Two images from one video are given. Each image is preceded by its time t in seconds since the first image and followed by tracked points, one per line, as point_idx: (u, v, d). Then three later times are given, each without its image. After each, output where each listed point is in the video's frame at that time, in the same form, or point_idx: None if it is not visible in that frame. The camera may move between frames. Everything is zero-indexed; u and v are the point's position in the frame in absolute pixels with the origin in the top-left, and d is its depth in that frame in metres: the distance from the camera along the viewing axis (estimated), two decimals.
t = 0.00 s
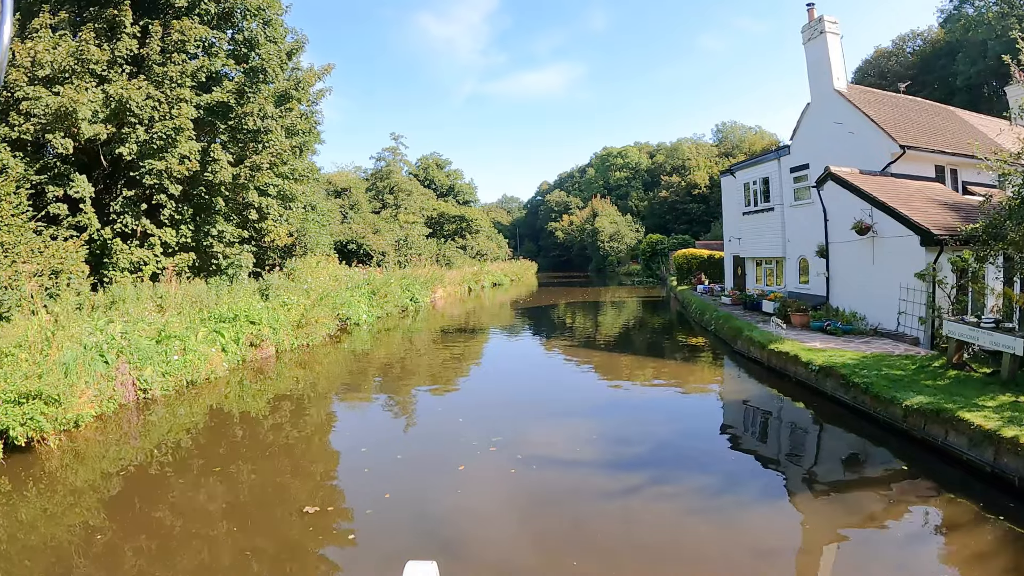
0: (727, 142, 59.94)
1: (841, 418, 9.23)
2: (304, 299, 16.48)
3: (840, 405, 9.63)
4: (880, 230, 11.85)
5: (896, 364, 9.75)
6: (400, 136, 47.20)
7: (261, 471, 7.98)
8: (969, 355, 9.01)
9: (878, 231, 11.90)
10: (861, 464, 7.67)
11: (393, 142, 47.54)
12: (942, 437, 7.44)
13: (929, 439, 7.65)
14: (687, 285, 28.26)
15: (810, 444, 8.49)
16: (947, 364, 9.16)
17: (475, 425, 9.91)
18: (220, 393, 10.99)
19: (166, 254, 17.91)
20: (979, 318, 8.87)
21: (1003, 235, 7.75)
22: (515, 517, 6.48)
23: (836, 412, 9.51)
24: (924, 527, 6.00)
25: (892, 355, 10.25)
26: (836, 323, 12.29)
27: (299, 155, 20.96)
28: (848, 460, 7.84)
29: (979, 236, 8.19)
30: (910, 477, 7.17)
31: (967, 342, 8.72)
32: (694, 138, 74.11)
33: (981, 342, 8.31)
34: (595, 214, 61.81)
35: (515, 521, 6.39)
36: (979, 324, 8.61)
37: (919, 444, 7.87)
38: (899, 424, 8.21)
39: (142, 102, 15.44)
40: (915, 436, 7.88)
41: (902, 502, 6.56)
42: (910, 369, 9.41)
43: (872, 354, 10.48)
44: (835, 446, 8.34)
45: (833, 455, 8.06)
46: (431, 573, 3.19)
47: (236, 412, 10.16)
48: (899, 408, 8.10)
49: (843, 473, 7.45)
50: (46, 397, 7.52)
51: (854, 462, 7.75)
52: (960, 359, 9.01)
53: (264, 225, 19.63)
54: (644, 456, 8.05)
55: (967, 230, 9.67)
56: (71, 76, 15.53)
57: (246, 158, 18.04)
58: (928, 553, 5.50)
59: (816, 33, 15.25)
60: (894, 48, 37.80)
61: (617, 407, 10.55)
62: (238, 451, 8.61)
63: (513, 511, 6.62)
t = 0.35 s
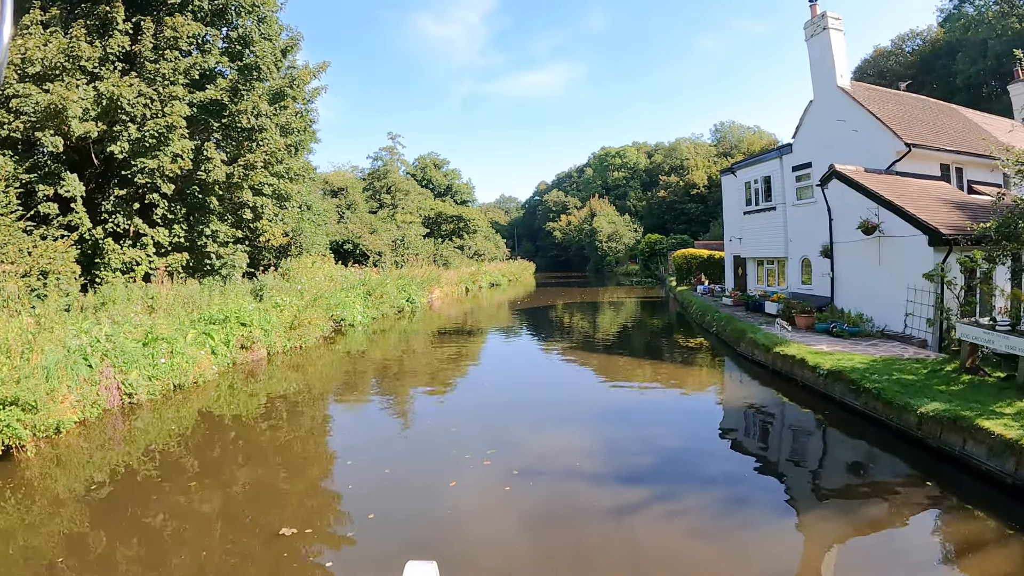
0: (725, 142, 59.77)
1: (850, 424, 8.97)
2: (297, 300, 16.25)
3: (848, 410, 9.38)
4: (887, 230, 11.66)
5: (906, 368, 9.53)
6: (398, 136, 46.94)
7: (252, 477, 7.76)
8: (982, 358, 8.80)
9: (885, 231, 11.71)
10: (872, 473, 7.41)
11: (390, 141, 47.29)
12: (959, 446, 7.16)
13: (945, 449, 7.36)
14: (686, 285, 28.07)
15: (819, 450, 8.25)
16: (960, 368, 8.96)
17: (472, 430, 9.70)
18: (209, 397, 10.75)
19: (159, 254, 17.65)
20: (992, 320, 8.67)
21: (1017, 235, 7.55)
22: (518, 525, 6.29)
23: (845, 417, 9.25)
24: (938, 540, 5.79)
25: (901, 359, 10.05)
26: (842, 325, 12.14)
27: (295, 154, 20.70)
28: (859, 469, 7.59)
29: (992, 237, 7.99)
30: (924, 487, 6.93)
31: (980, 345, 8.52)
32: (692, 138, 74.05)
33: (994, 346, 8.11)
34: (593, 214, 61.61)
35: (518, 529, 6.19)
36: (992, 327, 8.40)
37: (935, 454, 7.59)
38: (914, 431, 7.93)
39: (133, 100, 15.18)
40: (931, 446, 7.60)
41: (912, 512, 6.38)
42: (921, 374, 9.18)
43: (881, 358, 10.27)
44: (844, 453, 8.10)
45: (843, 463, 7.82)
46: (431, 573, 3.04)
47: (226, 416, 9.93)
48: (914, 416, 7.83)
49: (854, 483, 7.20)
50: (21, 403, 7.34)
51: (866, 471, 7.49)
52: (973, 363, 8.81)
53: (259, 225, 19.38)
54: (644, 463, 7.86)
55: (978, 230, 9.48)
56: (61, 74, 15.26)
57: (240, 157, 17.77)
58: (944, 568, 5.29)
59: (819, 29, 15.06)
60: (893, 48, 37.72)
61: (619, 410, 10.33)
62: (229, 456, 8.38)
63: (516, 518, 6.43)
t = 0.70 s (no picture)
0: (724, 142, 59.61)
1: (861, 431, 8.69)
2: (290, 301, 15.99)
3: (860, 417, 9.10)
4: (895, 229, 11.46)
5: (918, 373, 9.29)
6: (395, 135, 46.71)
7: (243, 482, 7.53)
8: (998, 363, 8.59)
9: (892, 229, 11.52)
10: (887, 483, 7.13)
11: (387, 140, 47.06)
12: (980, 457, 6.86)
13: (964, 459, 7.06)
14: (685, 286, 27.85)
15: (829, 457, 8.00)
16: (975, 373, 8.75)
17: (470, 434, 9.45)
18: (196, 401, 10.50)
19: (151, 254, 17.37)
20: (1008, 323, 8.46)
21: None
22: (520, 533, 6.08)
23: (856, 424, 8.97)
24: (955, 554, 5.54)
25: (912, 363, 9.82)
26: (850, 327, 11.93)
27: (290, 152, 20.42)
28: (872, 478, 7.31)
29: (1006, 236, 7.79)
30: (940, 498, 6.66)
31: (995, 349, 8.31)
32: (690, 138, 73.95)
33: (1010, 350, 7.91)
34: (591, 214, 61.42)
35: (521, 537, 5.97)
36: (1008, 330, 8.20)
37: (952, 465, 7.29)
38: (931, 440, 7.63)
39: (124, 97, 14.90)
40: (949, 456, 7.30)
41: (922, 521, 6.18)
42: (934, 378, 8.95)
43: (892, 362, 10.03)
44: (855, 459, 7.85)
45: (854, 471, 7.56)
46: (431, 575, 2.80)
47: (214, 420, 9.66)
48: (931, 424, 7.54)
49: (868, 492, 6.93)
50: None
51: (880, 480, 7.21)
52: (989, 368, 8.59)
53: (253, 224, 19.14)
54: (645, 468, 7.64)
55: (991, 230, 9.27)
56: (51, 70, 14.99)
57: (232, 155, 17.49)
58: None
59: (823, 24, 14.88)
60: (893, 48, 37.59)
61: (621, 413, 10.10)
62: (218, 461, 8.14)
63: (518, 526, 6.21)
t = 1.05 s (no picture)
0: (722, 142, 59.50)
1: (872, 438, 8.43)
2: (283, 303, 15.76)
3: (870, 423, 8.85)
4: (901, 229, 11.28)
5: (931, 378, 9.07)
6: (392, 135, 46.53)
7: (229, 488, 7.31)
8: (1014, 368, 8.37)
9: (900, 229, 11.32)
10: (901, 492, 6.87)
11: (384, 140, 46.85)
12: (1002, 468, 6.56)
13: (986, 471, 6.76)
14: (684, 286, 27.64)
15: (837, 464, 7.77)
16: (990, 379, 8.54)
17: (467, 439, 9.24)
18: (184, 405, 10.28)
19: (143, 253, 17.12)
20: None
21: None
22: (519, 541, 5.86)
23: (867, 431, 8.71)
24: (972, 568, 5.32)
25: (924, 367, 9.59)
26: (856, 330, 11.74)
27: (285, 151, 20.16)
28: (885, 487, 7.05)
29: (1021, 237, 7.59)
30: (957, 509, 6.41)
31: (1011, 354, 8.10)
32: (689, 138, 73.85)
33: None
34: (588, 214, 61.23)
35: (520, 547, 5.75)
36: None
37: (970, 476, 6.99)
38: (947, 450, 7.36)
39: (115, 94, 14.64)
40: (968, 467, 7.00)
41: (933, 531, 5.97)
42: (948, 383, 8.72)
43: (903, 367, 9.80)
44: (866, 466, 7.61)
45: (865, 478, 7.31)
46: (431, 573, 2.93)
47: (201, 424, 9.45)
48: (950, 432, 7.25)
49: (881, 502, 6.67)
50: None
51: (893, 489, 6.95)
52: (1005, 373, 8.37)
53: (248, 224, 18.91)
54: (643, 476, 7.42)
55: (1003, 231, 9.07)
56: (42, 67, 14.73)
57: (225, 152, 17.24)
58: None
59: (825, 21, 14.71)
60: (892, 48, 37.49)
61: (623, 416, 9.90)
62: (206, 465, 7.93)
63: (517, 534, 5.99)
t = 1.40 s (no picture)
0: (721, 142, 59.35)
1: (887, 448, 8.13)
2: (275, 305, 15.50)
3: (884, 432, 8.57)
4: (910, 229, 11.08)
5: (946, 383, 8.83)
6: (389, 134, 46.33)
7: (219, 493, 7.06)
8: None
9: (908, 228, 11.13)
10: (915, 503, 6.64)
11: (382, 139, 46.64)
12: None
13: (1011, 484, 6.44)
14: (684, 287, 27.42)
15: (846, 472, 7.56)
16: (1007, 385, 8.30)
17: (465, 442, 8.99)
18: (171, 408, 10.06)
19: (136, 253, 16.84)
20: None
21: None
22: (520, 553, 5.59)
23: (880, 440, 8.44)
24: None
25: (937, 373, 9.36)
26: (864, 332, 11.56)
27: (280, 150, 19.88)
28: (898, 497, 6.83)
29: None
30: (979, 525, 6.12)
31: None
32: (688, 138, 73.63)
33: None
34: (586, 214, 61.02)
35: (521, 556, 5.52)
36: None
37: (994, 489, 6.67)
38: (967, 461, 7.07)
39: (105, 90, 14.39)
40: (992, 480, 6.68)
41: (947, 543, 5.76)
42: (965, 389, 8.49)
43: (915, 371, 9.56)
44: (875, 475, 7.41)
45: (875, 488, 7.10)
46: None
47: (190, 429, 9.19)
48: (972, 442, 6.96)
49: (894, 513, 6.45)
50: None
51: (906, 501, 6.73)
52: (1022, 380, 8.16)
53: (242, 223, 18.66)
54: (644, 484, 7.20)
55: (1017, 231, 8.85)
56: (30, 62, 14.42)
57: (219, 149, 16.95)
58: None
59: (829, 16, 14.54)
60: (892, 48, 37.39)
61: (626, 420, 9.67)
62: (197, 469, 7.71)
63: (518, 544, 5.76)
